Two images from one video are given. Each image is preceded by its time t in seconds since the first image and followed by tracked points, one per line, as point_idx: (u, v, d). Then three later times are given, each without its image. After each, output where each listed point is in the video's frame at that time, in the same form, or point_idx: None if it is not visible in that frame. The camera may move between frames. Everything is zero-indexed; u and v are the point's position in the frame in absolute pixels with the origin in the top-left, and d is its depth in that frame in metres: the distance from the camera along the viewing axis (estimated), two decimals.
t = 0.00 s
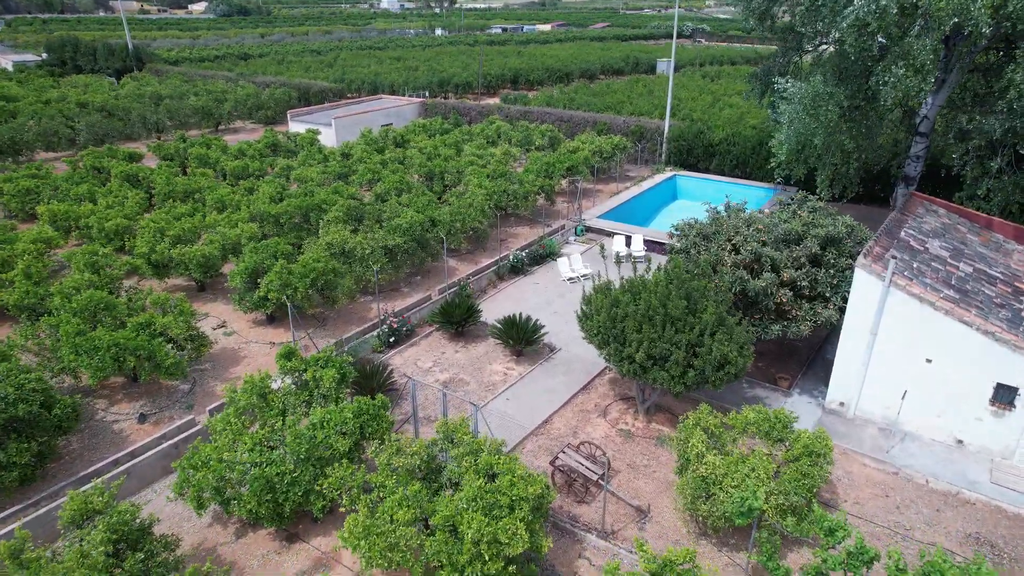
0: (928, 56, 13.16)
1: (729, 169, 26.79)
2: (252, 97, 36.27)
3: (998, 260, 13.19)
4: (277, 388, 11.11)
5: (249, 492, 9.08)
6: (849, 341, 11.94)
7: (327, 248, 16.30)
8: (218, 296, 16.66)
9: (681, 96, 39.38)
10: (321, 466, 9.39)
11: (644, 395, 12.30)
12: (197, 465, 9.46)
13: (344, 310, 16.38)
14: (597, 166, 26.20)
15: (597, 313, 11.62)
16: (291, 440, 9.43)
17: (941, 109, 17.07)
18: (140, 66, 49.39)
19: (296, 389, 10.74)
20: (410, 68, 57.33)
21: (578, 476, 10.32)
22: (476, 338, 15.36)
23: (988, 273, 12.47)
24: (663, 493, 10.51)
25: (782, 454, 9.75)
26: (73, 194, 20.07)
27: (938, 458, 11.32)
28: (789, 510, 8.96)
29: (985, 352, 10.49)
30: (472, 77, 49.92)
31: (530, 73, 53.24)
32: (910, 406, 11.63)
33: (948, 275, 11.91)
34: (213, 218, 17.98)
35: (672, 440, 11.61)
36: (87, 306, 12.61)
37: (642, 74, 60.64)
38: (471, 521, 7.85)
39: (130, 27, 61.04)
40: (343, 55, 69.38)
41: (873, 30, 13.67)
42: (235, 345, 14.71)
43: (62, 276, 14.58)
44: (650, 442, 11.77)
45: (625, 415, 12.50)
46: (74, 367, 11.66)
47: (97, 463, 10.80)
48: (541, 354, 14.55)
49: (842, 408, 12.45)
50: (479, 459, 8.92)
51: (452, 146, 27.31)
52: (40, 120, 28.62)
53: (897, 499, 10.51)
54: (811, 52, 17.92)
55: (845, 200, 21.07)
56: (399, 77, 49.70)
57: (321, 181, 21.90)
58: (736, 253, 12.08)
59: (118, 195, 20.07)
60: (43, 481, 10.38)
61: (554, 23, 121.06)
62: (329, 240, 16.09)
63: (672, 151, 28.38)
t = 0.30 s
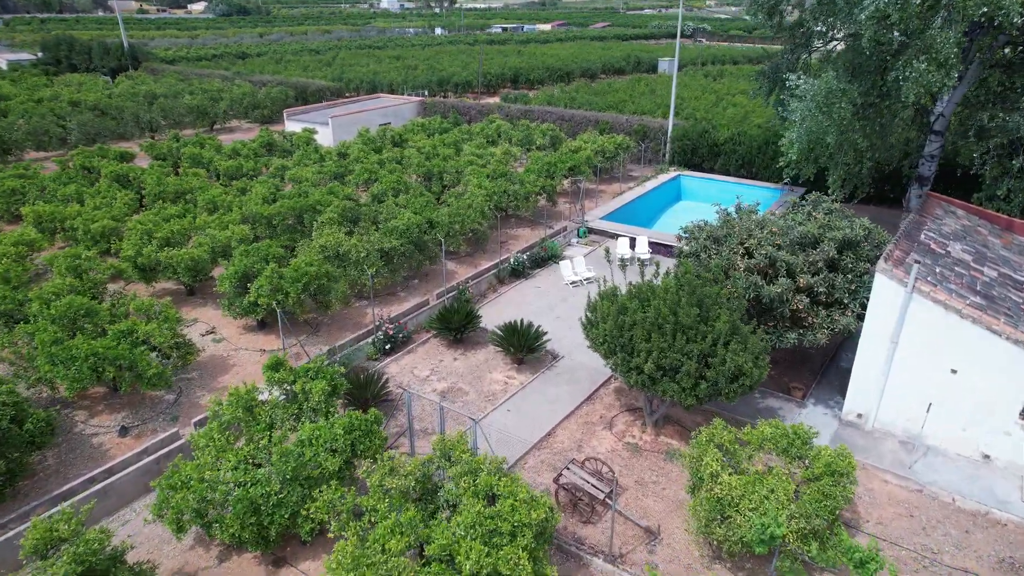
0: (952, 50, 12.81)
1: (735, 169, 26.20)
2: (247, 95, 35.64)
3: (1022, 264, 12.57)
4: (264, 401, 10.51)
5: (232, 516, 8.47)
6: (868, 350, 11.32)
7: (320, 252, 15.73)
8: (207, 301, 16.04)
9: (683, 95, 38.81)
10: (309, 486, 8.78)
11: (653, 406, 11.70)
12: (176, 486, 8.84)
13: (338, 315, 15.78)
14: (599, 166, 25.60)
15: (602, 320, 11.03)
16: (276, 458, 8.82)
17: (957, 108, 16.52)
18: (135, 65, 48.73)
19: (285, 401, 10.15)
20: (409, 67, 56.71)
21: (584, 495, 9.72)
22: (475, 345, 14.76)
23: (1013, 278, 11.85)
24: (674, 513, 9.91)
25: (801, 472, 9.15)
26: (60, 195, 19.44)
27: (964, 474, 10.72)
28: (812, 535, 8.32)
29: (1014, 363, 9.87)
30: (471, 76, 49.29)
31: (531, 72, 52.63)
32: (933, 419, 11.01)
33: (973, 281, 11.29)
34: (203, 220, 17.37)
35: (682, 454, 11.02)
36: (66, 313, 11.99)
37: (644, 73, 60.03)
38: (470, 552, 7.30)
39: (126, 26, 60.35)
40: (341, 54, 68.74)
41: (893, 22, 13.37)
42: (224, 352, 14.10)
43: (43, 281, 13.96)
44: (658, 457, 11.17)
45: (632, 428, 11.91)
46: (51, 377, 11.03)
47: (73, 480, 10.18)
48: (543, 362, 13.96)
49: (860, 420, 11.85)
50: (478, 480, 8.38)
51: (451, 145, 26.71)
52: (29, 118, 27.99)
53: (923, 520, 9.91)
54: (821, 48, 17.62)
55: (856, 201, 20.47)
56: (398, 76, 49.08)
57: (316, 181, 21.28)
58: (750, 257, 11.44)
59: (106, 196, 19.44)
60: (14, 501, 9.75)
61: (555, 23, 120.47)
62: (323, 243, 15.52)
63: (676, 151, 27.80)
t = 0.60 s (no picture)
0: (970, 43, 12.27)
1: (737, 169, 25.67)
2: (240, 94, 34.95)
3: None
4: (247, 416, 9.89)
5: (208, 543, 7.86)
6: (885, 358, 10.72)
7: (310, 255, 15.12)
8: (192, 306, 15.41)
9: (683, 94, 38.28)
10: (292, 509, 8.17)
11: (658, 418, 11.11)
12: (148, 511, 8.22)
13: (328, 321, 15.16)
14: (599, 166, 25.02)
15: (606, 328, 10.43)
16: (257, 480, 8.19)
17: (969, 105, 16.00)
18: (127, 63, 47.96)
19: (269, 416, 9.54)
20: (405, 66, 56.06)
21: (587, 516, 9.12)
22: (472, 352, 14.17)
23: None
24: (682, 534, 9.32)
25: (818, 492, 8.57)
26: (42, 196, 18.76)
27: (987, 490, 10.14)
28: (833, 562, 7.73)
29: None
30: (468, 75, 48.68)
31: (528, 71, 52.05)
32: (954, 431, 10.42)
33: (995, 285, 10.71)
34: (189, 222, 16.73)
35: (689, 470, 10.44)
36: (38, 321, 11.34)
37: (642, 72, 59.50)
38: None
39: (117, 25, 59.49)
40: (336, 53, 68.05)
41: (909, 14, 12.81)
42: (208, 361, 13.46)
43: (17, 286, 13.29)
44: (664, 473, 10.58)
45: (636, 441, 11.31)
46: (20, 390, 10.38)
47: (41, 501, 9.53)
48: (542, 370, 13.37)
49: (875, 431, 11.26)
50: (475, 503, 7.80)
51: (447, 145, 26.09)
52: (14, 118, 27.27)
53: (947, 541, 9.33)
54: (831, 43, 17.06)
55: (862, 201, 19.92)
56: (394, 75, 48.46)
57: (308, 182, 20.66)
58: (761, 261, 10.82)
59: (89, 197, 18.77)
60: None
61: (552, 22, 119.99)
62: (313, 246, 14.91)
63: (676, 150, 27.24)
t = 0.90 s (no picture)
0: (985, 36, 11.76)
1: (736, 168, 25.17)
2: (229, 93, 34.25)
3: None
4: (224, 432, 9.27)
5: None
6: (899, 367, 10.16)
7: (295, 259, 14.52)
8: (173, 313, 14.76)
9: (680, 92, 37.81)
10: (269, 536, 7.55)
11: (661, 431, 10.53)
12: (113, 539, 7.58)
13: (315, 328, 14.55)
14: (595, 165, 24.47)
15: (606, 337, 9.85)
16: (231, 504, 7.56)
17: (979, 101, 15.51)
18: (115, 62, 47.12)
19: (247, 434, 8.92)
20: (398, 64, 55.44)
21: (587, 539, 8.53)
22: (465, 360, 13.57)
23: None
24: (689, 557, 8.73)
25: (836, 513, 7.99)
26: (18, 198, 18.05)
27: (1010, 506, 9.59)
28: None
29: None
30: (462, 74, 48.10)
31: (523, 70, 51.51)
32: (974, 444, 9.86)
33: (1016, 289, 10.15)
34: (171, 224, 16.08)
35: (694, 487, 9.86)
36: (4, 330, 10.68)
37: (637, 70, 59.06)
38: None
39: (105, 24, 58.60)
40: (329, 52, 67.37)
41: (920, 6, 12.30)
42: (188, 371, 12.82)
43: None
44: (668, 489, 9.99)
45: (638, 455, 10.72)
46: None
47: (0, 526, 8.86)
48: (539, 379, 12.80)
49: (889, 443, 10.70)
50: (467, 529, 7.22)
51: (440, 144, 25.50)
52: None
53: (972, 563, 8.76)
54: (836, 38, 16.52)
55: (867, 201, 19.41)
56: (387, 73, 47.82)
57: (295, 182, 20.02)
58: (769, 265, 10.25)
59: (67, 198, 18.08)
60: None
61: (546, 22, 119.68)
62: (298, 250, 14.35)
63: (674, 149, 26.73)
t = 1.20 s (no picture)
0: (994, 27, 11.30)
1: (732, 166, 24.69)
2: (213, 92, 33.45)
3: None
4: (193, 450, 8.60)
5: None
6: (911, 374, 9.62)
7: (276, 262, 13.87)
8: (147, 320, 14.05)
9: (673, 90, 37.37)
10: (238, 568, 6.90)
11: (661, 444, 9.95)
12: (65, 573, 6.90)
13: (297, 335, 13.89)
14: (588, 164, 23.92)
15: (603, 345, 9.26)
16: (195, 533, 6.91)
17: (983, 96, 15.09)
18: (96, 61, 46.10)
19: (217, 452, 8.26)
20: (387, 63, 54.71)
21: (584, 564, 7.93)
22: (454, 368, 12.97)
23: None
24: None
25: (851, 535, 7.43)
26: None
27: None
28: None
29: None
30: (452, 72, 47.46)
31: (514, 69, 50.92)
32: (991, 456, 9.32)
33: None
34: (146, 226, 15.37)
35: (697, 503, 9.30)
36: None
37: (629, 69, 58.59)
38: None
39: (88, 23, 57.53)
40: (317, 51, 66.53)
41: None
42: (160, 382, 12.12)
43: None
44: (669, 506, 9.41)
45: (637, 469, 10.14)
46: None
47: None
48: (531, 387, 12.21)
49: (899, 454, 10.16)
50: (454, 559, 6.60)
51: (429, 143, 24.87)
52: None
53: None
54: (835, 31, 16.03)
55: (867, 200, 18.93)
56: (376, 72, 47.11)
57: (278, 182, 19.32)
58: (775, 267, 9.69)
59: (37, 200, 17.30)
60: None
61: (537, 21, 119.20)
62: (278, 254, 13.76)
63: (668, 147, 26.22)
